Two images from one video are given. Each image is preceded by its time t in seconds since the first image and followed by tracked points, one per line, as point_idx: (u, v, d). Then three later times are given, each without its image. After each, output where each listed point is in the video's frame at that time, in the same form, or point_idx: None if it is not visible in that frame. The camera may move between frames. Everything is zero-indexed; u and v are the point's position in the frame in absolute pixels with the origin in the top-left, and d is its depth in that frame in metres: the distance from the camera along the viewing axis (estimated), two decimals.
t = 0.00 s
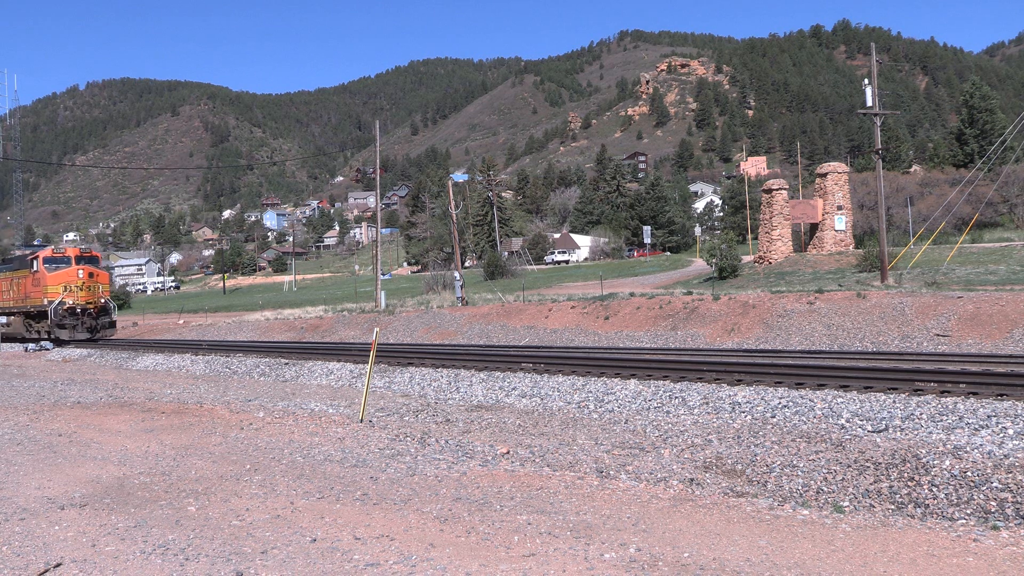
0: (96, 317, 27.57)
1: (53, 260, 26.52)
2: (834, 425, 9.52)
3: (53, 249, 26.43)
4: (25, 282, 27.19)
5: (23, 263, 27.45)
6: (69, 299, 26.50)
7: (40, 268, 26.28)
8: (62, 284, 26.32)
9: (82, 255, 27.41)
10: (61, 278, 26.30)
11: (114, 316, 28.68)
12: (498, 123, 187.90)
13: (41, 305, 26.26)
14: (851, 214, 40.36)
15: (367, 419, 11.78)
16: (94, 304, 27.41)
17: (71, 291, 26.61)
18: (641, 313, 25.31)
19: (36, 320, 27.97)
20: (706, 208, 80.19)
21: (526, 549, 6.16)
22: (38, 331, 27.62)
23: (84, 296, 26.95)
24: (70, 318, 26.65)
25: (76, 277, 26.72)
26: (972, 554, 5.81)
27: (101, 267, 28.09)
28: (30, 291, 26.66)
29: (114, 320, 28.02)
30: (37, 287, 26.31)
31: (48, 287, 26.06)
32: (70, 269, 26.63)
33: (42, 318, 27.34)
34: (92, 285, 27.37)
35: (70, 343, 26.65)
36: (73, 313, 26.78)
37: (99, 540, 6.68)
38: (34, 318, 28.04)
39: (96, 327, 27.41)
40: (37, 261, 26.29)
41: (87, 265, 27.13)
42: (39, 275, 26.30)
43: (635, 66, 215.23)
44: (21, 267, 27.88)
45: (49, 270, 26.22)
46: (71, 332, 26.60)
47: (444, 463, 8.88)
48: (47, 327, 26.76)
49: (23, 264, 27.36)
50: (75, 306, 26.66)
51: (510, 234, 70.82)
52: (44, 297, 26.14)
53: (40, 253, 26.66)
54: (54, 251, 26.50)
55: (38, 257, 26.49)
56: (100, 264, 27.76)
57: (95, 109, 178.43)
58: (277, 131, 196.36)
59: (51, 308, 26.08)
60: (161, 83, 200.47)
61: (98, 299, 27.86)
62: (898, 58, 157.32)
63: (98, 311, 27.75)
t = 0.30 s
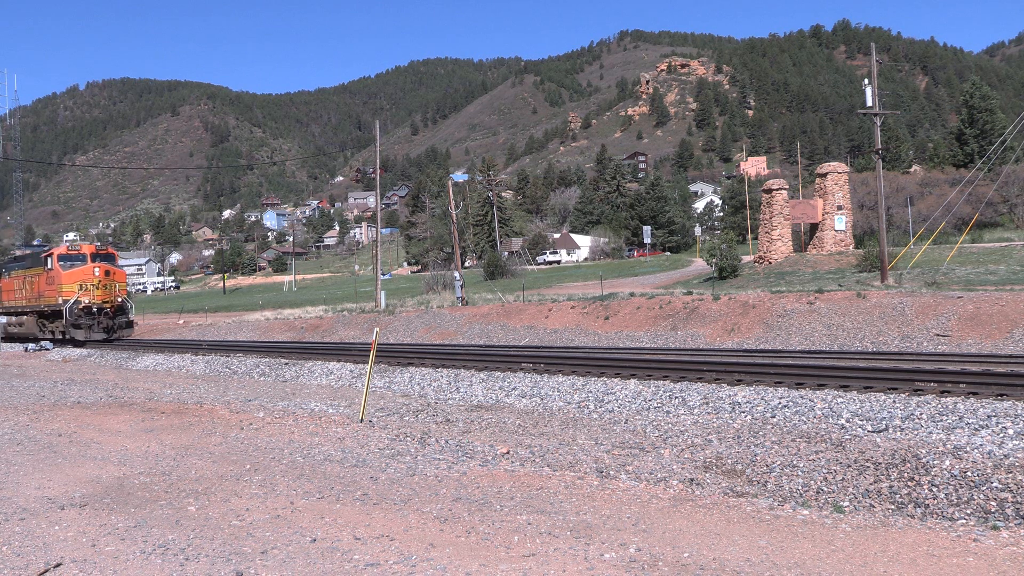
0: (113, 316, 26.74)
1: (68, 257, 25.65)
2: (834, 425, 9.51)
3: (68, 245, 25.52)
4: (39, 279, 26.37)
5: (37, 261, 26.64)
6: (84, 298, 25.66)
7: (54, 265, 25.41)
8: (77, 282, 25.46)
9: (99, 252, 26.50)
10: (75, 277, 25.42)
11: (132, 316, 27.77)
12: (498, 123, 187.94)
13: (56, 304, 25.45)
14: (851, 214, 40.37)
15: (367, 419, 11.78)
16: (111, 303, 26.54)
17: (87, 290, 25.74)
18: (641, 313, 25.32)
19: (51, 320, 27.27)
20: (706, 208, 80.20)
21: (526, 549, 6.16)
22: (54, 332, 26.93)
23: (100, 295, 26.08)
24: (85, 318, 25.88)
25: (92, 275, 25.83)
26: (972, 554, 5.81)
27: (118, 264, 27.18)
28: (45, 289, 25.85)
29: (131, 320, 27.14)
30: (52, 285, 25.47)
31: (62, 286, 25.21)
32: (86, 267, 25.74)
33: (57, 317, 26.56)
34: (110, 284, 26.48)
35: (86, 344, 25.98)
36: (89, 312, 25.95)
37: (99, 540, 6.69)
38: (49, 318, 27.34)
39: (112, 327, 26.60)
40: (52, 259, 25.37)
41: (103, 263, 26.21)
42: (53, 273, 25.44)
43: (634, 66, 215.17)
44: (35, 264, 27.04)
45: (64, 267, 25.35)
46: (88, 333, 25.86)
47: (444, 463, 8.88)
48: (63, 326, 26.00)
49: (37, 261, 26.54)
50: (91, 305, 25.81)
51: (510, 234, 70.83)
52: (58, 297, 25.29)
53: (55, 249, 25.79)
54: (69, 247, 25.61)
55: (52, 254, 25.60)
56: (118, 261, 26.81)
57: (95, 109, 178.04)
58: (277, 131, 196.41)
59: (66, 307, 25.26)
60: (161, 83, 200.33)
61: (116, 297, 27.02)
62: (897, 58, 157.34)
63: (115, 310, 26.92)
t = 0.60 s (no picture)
0: (131, 316, 26.15)
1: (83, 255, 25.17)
2: (834, 425, 9.51)
3: (83, 243, 25.06)
4: (53, 279, 25.82)
5: (51, 259, 26.08)
6: (102, 296, 25.13)
7: (71, 263, 24.90)
8: (94, 281, 24.98)
9: (115, 250, 26.02)
10: (92, 275, 24.93)
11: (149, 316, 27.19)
12: (498, 123, 187.93)
13: (72, 303, 24.89)
14: (851, 214, 40.39)
15: (367, 419, 11.77)
16: (129, 302, 26.02)
17: (104, 288, 25.26)
18: (641, 313, 25.31)
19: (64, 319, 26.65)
20: (706, 208, 80.16)
21: (526, 549, 6.16)
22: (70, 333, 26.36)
23: (118, 294, 25.58)
24: (103, 318, 25.27)
25: (109, 273, 25.36)
26: (972, 553, 5.81)
27: (135, 263, 26.74)
28: (61, 289, 25.30)
29: (149, 320, 26.55)
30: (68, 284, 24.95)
31: (78, 284, 24.70)
32: (102, 265, 25.27)
33: (72, 317, 25.92)
34: (127, 283, 26.00)
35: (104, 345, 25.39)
36: (107, 312, 25.41)
37: (98, 540, 6.69)
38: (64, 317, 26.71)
39: (131, 327, 26.02)
40: (67, 257, 24.83)
41: (120, 260, 25.76)
42: (69, 271, 24.92)
43: (634, 66, 215.14)
44: (48, 262, 26.50)
45: (80, 265, 24.86)
46: (105, 333, 25.24)
47: (444, 463, 8.87)
48: (79, 326, 25.38)
49: (51, 259, 25.99)
50: (109, 304, 25.30)
51: (510, 234, 70.84)
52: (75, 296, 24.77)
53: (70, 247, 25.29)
54: (85, 245, 25.14)
55: (67, 251, 25.11)
56: (134, 258, 26.33)
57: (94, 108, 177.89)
58: (277, 131, 196.41)
59: (82, 307, 24.72)
60: (161, 83, 200.25)
61: (133, 297, 26.49)
62: (898, 58, 157.29)
63: (133, 309, 26.39)
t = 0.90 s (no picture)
0: (150, 315, 25.60)
1: (101, 252, 24.54)
2: (834, 425, 9.51)
3: (101, 240, 24.41)
4: (70, 276, 25.24)
5: (68, 256, 25.47)
6: (120, 295, 24.53)
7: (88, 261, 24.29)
8: (112, 279, 24.35)
9: (134, 246, 25.35)
10: (110, 273, 24.30)
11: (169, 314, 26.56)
12: (498, 123, 187.97)
13: (89, 302, 24.31)
14: (852, 215, 40.41)
15: (367, 419, 11.77)
16: (148, 301, 25.39)
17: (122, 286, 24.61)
18: (641, 313, 25.32)
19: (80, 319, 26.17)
20: (706, 208, 80.19)
21: (526, 549, 6.16)
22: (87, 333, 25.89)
23: (137, 293, 24.95)
24: (121, 317, 24.73)
25: (127, 271, 24.71)
26: (973, 553, 5.80)
27: (154, 259, 25.98)
28: (78, 287, 24.71)
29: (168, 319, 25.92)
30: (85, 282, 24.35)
31: (96, 282, 24.09)
32: (121, 263, 24.60)
33: (90, 317, 25.42)
34: (145, 281, 25.33)
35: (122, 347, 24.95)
36: (125, 310, 24.83)
37: (99, 540, 6.68)
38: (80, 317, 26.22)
39: (150, 327, 25.48)
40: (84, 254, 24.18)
41: (139, 258, 25.08)
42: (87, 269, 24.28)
43: (634, 66, 215.17)
44: (65, 259, 25.92)
45: (98, 263, 24.24)
46: (123, 333, 24.72)
47: (444, 463, 8.87)
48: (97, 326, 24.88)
49: (68, 256, 25.40)
50: (127, 303, 24.69)
51: (510, 234, 70.85)
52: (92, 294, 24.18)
53: (87, 244, 24.67)
54: (102, 242, 24.49)
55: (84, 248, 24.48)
56: (153, 255, 25.56)
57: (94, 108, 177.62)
58: (277, 131, 196.49)
59: (100, 306, 24.14)
60: (161, 83, 200.15)
61: (152, 295, 25.82)
62: (898, 58, 157.40)
63: (153, 308, 25.80)
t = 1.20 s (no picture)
0: (172, 315, 24.92)
1: (120, 249, 23.87)
2: (834, 425, 9.51)
3: (120, 237, 23.73)
4: (88, 273, 24.54)
5: (84, 253, 24.80)
6: (140, 294, 23.87)
7: (106, 258, 23.60)
8: (132, 277, 23.70)
9: (154, 243, 24.72)
10: (130, 271, 23.66)
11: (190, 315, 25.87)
12: (498, 123, 187.91)
13: (108, 301, 23.64)
14: (851, 214, 40.41)
15: (367, 419, 11.77)
16: (168, 300, 24.75)
17: (142, 285, 23.96)
18: (641, 313, 25.32)
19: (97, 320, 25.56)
20: (706, 208, 80.20)
21: (526, 549, 6.16)
22: (105, 334, 25.23)
23: (157, 291, 24.30)
24: (141, 317, 24.03)
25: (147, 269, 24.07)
26: (972, 553, 5.81)
27: (174, 257, 25.41)
28: (97, 285, 24.03)
29: (190, 319, 25.23)
30: (105, 280, 23.66)
31: (115, 280, 23.43)
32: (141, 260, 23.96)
33: (108, 317, 24.75)
34: (166, 279, 24.70)
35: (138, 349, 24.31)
36: (146, 309, 24.15)
37: (99, 539, 6.69)
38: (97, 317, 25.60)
39: (172, 327, 24.76)
40: (102, 251, 23.51)
41: (159, 255, 24.46)
42: (105, 267, 23.60)
43: (634, 67, 215.11)
44: (80, 256, 25.23)
45: (117, 260, 23.57)
46: (144, 333, 23.98)
47: (444, 463, 8.87)
48: (117, 326, 24.17)
49: (85, 253, 24.69)
50: (148, 302, 24.03)
51: (510, 234, 70.83)
52: (112, 293, 23.51)
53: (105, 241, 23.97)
54: (121, 238, 23.81)
55: (101, 245, 23.76)
56: (174, 252, 25.01)
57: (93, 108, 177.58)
58: (277, 131, 196.54)
59: (120, 304, 23.44)
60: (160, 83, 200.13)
61: (173, 295, 25.17)
62: (898, 58, 157.39)
63: (174, 307, 25.16)
